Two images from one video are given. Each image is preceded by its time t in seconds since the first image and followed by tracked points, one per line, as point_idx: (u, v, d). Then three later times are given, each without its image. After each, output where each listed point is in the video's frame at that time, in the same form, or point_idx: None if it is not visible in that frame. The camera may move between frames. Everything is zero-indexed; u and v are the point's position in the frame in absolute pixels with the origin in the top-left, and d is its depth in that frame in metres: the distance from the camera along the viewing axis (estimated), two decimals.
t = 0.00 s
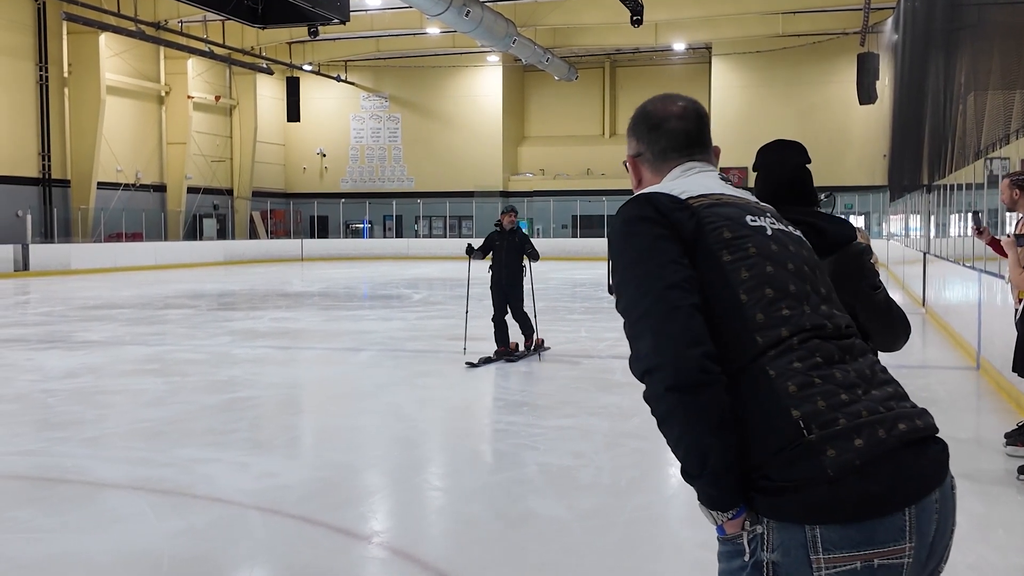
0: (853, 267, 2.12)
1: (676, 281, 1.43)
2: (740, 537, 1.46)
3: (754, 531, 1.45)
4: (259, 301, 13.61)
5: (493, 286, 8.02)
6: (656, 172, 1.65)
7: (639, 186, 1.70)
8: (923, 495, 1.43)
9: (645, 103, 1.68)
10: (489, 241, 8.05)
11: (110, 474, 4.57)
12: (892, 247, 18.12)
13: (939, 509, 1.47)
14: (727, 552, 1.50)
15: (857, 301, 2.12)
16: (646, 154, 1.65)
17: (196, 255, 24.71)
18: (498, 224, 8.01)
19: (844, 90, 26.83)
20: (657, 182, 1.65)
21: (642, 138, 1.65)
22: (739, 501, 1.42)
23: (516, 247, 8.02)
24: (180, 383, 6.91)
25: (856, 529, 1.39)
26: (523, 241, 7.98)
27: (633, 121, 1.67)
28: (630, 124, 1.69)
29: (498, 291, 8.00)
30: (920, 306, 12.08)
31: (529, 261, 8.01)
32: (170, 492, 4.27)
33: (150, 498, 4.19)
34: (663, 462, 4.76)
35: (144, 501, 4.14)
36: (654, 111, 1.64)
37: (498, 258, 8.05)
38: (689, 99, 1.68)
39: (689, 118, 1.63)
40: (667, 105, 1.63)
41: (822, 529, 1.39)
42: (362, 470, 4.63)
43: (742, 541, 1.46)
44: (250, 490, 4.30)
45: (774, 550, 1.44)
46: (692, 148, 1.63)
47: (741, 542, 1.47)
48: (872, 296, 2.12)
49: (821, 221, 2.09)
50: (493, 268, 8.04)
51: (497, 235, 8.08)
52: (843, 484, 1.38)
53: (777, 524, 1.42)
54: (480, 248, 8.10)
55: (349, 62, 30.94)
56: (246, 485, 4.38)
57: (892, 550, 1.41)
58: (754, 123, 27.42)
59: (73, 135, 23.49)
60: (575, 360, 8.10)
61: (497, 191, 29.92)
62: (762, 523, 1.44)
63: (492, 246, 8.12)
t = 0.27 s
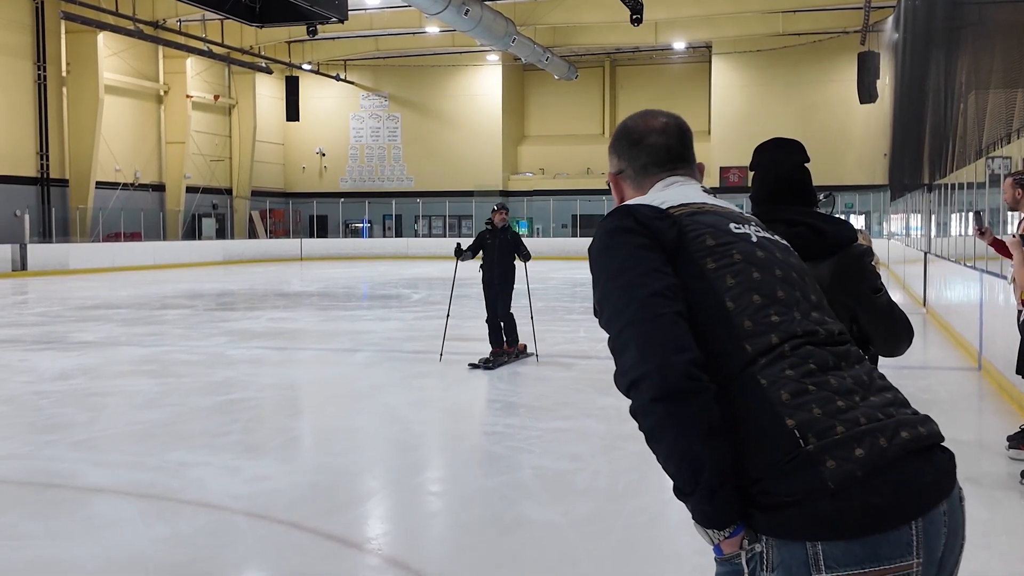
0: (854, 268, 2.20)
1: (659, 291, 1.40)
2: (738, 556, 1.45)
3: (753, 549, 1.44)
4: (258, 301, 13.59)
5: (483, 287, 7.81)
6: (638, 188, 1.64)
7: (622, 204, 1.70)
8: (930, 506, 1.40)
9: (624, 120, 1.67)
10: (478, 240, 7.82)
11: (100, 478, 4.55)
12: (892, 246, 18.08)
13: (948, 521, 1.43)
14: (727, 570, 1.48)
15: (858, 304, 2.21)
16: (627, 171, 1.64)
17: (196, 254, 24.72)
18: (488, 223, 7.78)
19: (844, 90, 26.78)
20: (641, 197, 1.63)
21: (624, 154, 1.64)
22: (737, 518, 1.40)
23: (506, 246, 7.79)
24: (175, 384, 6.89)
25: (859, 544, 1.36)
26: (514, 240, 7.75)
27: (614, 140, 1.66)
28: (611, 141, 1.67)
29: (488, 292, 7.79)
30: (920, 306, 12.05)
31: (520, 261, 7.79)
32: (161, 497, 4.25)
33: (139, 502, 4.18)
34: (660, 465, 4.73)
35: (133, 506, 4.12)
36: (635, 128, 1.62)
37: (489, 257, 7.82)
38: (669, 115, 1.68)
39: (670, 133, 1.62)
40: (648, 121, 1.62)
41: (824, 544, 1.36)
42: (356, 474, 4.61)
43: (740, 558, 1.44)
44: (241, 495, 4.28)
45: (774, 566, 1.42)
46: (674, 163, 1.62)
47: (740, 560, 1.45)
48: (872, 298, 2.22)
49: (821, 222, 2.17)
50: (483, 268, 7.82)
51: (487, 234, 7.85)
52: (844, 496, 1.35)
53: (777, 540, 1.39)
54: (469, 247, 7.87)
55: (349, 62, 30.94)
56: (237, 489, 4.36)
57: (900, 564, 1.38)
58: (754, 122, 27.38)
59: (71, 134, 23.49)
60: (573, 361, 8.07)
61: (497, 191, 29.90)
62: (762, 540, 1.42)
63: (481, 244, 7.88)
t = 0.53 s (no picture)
0: (865, 272, 2.13)
1: (667, 297, 1.38)
2: (757, 572, 1.41)
3: (772, 566, 1.41)
4: (258, 301, 13.59)
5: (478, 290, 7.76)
6: (644, 192, 1.63)
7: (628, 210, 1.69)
8: (959, 518, 1.37)
9: (631, 126, 1.67)
10: (473, 243, 7.77)
11: (97, 480, 4.54)
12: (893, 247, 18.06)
13: (977, 536, 1.41)
14: None
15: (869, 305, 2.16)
16: (633, 176, 1.64)
17: (196, 254, 24.70)
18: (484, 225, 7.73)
19: (845, 89, 26.74)
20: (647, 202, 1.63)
21: (628, 160, 1.64)
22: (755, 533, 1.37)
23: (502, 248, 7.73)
24: (174, 386, 6.88)
25: (883, 561, 1.34)
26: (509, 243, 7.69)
27: (620, 145, 1.66)
28: (617, 147, 1.67)
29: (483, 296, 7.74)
30: (923, 306, 12.03)
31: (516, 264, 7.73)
32: (157, 500, 4.24)
33: (135, 506, 4.16)
34: (661, 468, 4.71)
35: (129, 510, 4.10)
36: (641, 133, 1.62)
37: (484, 260, 7.77)
38: (678, 120, 1.67)
39: (678, 138, 1.61)
40: (655, 126, 1.62)
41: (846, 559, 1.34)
42: (355, 477, 4.59)
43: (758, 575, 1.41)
44: (239, 499, 4.26)
45: None
46: (682, 168, 1.61)
47: None
48: (884, 300, 2.16)
49: (831, 222, 2.10)
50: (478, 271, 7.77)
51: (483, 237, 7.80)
52: (867, 508, 1.32)
53: (796, 555, 1.37)
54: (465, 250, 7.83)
55: (349, 61, 30.93)
56: (235, 493, 4.35)
57: None
58: (755, 121, 27.36)
59: (71, 134, 23.48)
60: (574, 361, 8.06)
61: (497, 191, 29.87)
62: (781, 556, 1.39)
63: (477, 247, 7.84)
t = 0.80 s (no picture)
0: (895, 267, 2.16)
1: (716, 299, 1.32)
2: None
3: None
4: (260, 301, 13.58)
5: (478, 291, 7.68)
6: (682, 192, 1.58)
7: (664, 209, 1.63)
8: None
9: (665, 122, 1.60)
10: (473, 242, 7.70)
11: (101, 482, 4.52)
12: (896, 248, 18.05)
13: None
14: None
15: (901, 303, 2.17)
16: (671, 175, 1.58)
17: (197, 254, 24.68)
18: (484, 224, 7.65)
19: (847, 90, 26.73)
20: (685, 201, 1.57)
21: (666, 157, 1.57)
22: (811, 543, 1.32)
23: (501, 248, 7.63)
24: (177, 386, 6.87)
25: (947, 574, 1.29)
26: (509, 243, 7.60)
27: (655, 142, 1.60)
28: (652, 144, 1.60)
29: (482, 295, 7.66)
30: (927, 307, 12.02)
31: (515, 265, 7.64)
32: (164, 502, 4.22)
33: (142, 508, 4.14)
34: (670, 470, 4.69)
35: (135, 512, 4.09)
36: (679, 129, 1.56)
37: (483, 261, 7.69)
38: (714, 114, 1.61)
39: (716, 135, 1.55)
40: (693, 123, 1.56)
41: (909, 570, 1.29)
42: (363, 479, 4.57)
43: None
44: (246, 501, 4.25)
45: None
46: (720, 165, 1.55)
47: None
48: (916, 299, 2.17)
49: (866, 221, 2.17)
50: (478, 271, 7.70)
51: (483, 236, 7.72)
52: (930, 518, 1.27)
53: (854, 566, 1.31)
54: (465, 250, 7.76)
55: (350, 61, 30.93)
56: (242, 494, 4.33)
57: None
58: (756, 121, 27.35)
59: (72, 134, 23.47)
60: (579, 362, 8.05)
61: (498, 191, 29.84)
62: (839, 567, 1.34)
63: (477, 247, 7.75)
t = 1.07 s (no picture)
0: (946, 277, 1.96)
1: (794, 313, 1.25)
2: None
3: None
4: (264, 302, 13.57)
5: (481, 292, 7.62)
6: (745, 200, 1.53)
7: (725, 216, 1.59)
8: None
9: (726, 127, 1.56)
10: (477, 242, 7.65)
11: (113, 486, 4.50)
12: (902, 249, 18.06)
13: None
14: None
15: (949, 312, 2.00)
16: (734, 180, 1.53)
17: (200, 255, 24.66)
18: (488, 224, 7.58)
19: (850, 90, 26.77)
20: (750, 209, 1.52)
21: (729, 164, 1.53)
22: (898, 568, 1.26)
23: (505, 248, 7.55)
24: (185, 388, 6.84)
25: None
26: (513, 242, 7.51)
27: (717, 146, 1.56)
28: (713, 147, 1.57)
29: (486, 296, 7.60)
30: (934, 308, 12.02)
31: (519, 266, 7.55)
32: (177, 507, 4.20)
33: (155, 513, 4.12)
34: (687, 474, 4.67)
35: (148, 517, 4.06)
36: (741, 134, 1.52)
37: (487, 261, 7.61)
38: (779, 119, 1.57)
39: (782, 141, 1.51)
40: (759, 126, 1.51)
41: None
42: (377, 484, 4.54)
43: None
44: (260, 506, 4.22)
45: None
46: (787, 173, 1.51)
47: None
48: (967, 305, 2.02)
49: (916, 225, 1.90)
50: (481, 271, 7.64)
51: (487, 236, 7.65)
52: None
53: None
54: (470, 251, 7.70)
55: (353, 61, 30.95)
56: (256, 499, 4.30)
57: None
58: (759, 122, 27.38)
59: (75, 134, 23.47)
60: (589, 364, 8.02)
61: (501, 191, 29.83)
62: None
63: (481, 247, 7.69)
